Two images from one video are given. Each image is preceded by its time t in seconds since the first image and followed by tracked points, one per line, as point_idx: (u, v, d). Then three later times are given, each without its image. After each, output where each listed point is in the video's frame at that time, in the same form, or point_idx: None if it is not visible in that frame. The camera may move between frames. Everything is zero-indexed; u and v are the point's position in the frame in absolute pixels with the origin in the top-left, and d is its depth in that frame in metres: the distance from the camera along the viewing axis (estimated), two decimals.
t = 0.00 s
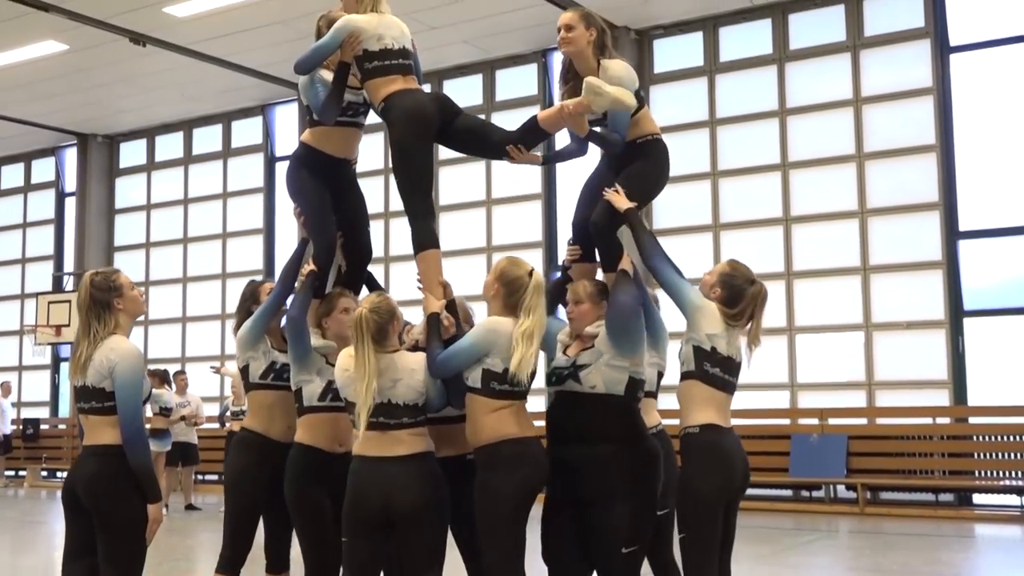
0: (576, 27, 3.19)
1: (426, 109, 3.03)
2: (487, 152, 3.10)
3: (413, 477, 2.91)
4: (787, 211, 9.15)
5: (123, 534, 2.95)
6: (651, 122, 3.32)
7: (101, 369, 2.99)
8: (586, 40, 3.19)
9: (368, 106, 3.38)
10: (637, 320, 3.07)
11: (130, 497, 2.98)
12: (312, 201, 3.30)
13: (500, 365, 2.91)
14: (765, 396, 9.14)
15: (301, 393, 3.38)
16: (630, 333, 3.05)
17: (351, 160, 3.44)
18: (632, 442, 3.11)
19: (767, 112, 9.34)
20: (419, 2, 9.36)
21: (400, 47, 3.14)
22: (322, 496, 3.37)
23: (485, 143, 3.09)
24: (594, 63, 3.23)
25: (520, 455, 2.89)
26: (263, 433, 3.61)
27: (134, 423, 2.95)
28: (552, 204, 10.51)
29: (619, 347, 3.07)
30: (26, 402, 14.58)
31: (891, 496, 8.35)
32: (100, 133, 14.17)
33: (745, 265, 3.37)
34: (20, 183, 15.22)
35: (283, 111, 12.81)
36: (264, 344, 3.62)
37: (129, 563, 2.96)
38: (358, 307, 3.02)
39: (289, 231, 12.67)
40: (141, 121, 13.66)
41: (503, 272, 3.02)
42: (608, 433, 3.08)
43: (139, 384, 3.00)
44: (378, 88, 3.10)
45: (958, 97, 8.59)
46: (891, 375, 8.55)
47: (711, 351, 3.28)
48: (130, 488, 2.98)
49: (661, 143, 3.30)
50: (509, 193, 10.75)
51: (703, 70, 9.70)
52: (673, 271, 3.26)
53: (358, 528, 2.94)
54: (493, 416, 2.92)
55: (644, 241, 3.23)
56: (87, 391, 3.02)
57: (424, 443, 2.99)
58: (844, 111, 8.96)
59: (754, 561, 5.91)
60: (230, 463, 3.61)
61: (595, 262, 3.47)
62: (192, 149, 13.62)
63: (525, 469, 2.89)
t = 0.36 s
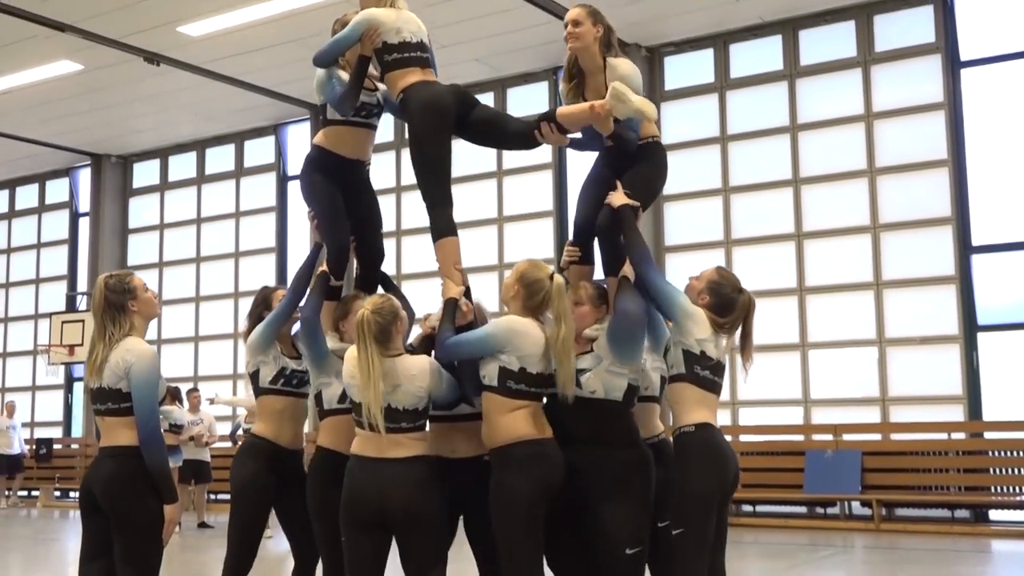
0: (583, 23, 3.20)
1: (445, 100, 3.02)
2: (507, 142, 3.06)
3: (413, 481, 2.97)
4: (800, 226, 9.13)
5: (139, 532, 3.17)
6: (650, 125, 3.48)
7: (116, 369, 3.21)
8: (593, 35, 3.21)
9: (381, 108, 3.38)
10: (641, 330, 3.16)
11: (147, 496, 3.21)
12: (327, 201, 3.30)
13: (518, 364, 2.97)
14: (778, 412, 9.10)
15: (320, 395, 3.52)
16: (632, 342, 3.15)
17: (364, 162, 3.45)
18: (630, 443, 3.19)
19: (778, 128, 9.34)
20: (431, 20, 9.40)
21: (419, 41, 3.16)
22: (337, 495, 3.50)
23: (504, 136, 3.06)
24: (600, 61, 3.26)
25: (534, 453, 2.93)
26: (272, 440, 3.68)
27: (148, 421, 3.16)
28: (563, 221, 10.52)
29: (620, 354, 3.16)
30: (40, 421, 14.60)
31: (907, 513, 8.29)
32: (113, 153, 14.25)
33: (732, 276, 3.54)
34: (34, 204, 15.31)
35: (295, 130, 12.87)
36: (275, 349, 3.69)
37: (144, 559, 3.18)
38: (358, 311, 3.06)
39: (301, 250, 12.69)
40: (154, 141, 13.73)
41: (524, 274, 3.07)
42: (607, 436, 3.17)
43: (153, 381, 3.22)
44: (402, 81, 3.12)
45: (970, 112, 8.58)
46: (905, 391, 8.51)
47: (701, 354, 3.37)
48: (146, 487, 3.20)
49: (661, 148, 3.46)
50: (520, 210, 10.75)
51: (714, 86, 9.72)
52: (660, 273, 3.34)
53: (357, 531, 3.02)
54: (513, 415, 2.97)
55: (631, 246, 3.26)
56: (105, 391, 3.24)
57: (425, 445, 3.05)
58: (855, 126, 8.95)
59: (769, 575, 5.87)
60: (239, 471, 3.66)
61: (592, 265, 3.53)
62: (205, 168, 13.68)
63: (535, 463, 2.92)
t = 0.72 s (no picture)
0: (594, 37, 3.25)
1: (460, 127, 3.08)
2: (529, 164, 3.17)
3: (422, 508, 2.95)
4: (811, 252, 9.15)
5: (150, 543, 3.17)
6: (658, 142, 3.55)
7: (126, 382, 3.24)
8: (602, 52, 3.25)
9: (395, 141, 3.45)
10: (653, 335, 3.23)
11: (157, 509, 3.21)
12: (340, 223, 3.33)
13: (534, 373, 3.02)
14: (791, 438, 9.07)
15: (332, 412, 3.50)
16: (644, 349, 3.23)
17: (377, 196, 3.48)
18: (634, 456, 3.20)
19: (788, 154, 9.37)
20: (442, 48, 9.48)
21: (438, 69, 3.20)
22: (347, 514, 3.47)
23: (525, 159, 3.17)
24: (609, 78, 3.29)
25: (544, 468, 2.95)
26: (299, 456, 3.78)
27: (159, 432, 3.19)
28: (575, 248, 10.54)
29: (635, 362, 3.24)
30: (52, 451, 14.61)
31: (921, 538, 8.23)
32: (127, 183, 14.35)
33: (731, 292, 3.69)
34: (47, 235, 15.40)
35: (307, 159, 12.96)
36: (296, 370, 3.80)
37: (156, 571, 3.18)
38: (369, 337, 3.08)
39: (313, 278, 12.73)
40: (167, 171, 13.83)
41: (537, 288, 3.14)
42: (616, 450, 3.20)
43: (164, 394, 3.24)
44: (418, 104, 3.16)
45: (980, 137, 8.61)
46: (918, 416, 8.49)
47: (701, 371, 3.42)
48: (157, 499, 3.21)
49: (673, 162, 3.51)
50: (531, 237, 10.79)
51: (724, 113, 9.78)
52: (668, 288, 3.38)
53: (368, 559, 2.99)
54: (527, 427, 3.01)
55: (635, 257, 3.30)
56: (116, 405, 3.27)
57: (433, 469, 3.03)
58: (865, 152, 8.98)
59: None
60: (266, 486, 3.75)
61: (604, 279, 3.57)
62: (217, 198, 13.76)
63: (554, 477, 2.93)
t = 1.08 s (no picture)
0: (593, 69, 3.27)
1: (454, 216, 3.07)
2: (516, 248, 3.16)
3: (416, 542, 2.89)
4: (805, 268, 9.16)
5: (141, 553, 3.17)
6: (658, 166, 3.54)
7: (116, 391, 3.23)
8: (598, 86, 3.26)
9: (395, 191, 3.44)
10: (653, 351, 3.32)
11: (148, 518, 3.20)
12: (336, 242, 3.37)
13: (523, 421, 2.97)
14: (785, 454, 9.06)
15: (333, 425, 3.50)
16: (647, 363, 3.31)
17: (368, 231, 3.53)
18: (627, 468, 3.25)
19: (782, 170, 9.40)
20: (437, 64, 9.50)
21: (439, 150, 3.20)
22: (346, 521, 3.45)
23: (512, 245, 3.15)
24: (607, 112, 3.29)
25: (552, 511, 2.93)
26: (298, 466, 3.77)
27: (149, 441, 3.17)
28: (569, 263, 10.55)
29: (636, 375, 3.31)
30: (44, 467, 14.55)
31: (915, 554, 8.21)
32: (122, 199, 14.35)
33: (726, 302, 3.71)
34: (41, 250, 15.39)
35: (302, 175, 12.97)
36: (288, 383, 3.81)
37: None
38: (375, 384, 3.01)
39: (307, 293, 12.71)
40: (163, 186, 13.83)
41: (536, 338, 3.02)
42: (608, 462, 3.24)
43: (154, 405, 3.23)
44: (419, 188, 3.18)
45: (973, 154, 8.64)
46: (912, 432, 8.49)
47: (697, 382, 3.43)
48: (148, 508, 3.20)
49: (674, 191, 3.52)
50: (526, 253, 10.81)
51: (718, 129, 9.81)
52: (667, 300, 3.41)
53: None
54: (529, 472, 2.98)
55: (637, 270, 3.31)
56: (107, 413, 3.26)
57: (420, 507, 2.97)
58: (859, 168, 9.01)
59: None
60: (264, 497, 3.74)
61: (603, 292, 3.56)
62: (212, 213, 13.76)
63: (553, 517, 2.92)
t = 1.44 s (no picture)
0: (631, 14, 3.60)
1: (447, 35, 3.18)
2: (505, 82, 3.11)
3: (443, 474, 3.04)
4: (802, 277, 9.17)
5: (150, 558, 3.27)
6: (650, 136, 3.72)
7: (125, 399, 3.36)
8: (633, 33, 3.57)
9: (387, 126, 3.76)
10: (659, 352, 3.32)
11: (156, 523, 3.31)
12: (337, 220, 3.62)
13: (503, 356, 3.07)
14: (783, 463, 9.05)
15: (335, 428, 3.62)
16: (652, 365, 3.31)
17: (381, 187, 3.75)
18: (627, 473, 3.24)
19: (779, 180, 9.42)
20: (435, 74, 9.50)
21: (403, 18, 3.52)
22: (349, 529, 3.56)
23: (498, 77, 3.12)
24: (638, 57, 3.60)
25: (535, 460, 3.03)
26: (295, 476, 3.83)
27: (157, 448, 3.30)
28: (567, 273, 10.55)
29: (639, 377, 3.30)
30: (41, 478, 14.51)
31: (914, 564, 8.18)
32: (119, 210, 14.36)
33: (730, 310, 3.74)
34: (39, 262, 15.38)
35: (300, 186, 12.98)
36: (297, 384, 3.86)
37: None
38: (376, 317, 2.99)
39: (305, 304, 12.70)
40: (161, 197, 13.85)
41: (542, 287, 2.97)
42: (614, 465, 3.24)
43: (161, 411, 3.35)
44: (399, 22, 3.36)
45: (971, 163, 8.66)
46: (910, 441, 8.49)
47: (700, 390, 3.43)
48: (157, 514, 3.31)
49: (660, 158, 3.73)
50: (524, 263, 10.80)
51: (716, 139, 9.82)
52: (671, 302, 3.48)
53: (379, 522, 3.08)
54: (505, 417, 3.09)
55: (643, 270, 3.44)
56: (115, 422, 3.38)
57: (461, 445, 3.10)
58: (856, 177, 9.03)
59: None
60: (259, 508, 3.79)
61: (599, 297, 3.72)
62: (210, 224, 13.76)
63: (535, 461, 3.03)
